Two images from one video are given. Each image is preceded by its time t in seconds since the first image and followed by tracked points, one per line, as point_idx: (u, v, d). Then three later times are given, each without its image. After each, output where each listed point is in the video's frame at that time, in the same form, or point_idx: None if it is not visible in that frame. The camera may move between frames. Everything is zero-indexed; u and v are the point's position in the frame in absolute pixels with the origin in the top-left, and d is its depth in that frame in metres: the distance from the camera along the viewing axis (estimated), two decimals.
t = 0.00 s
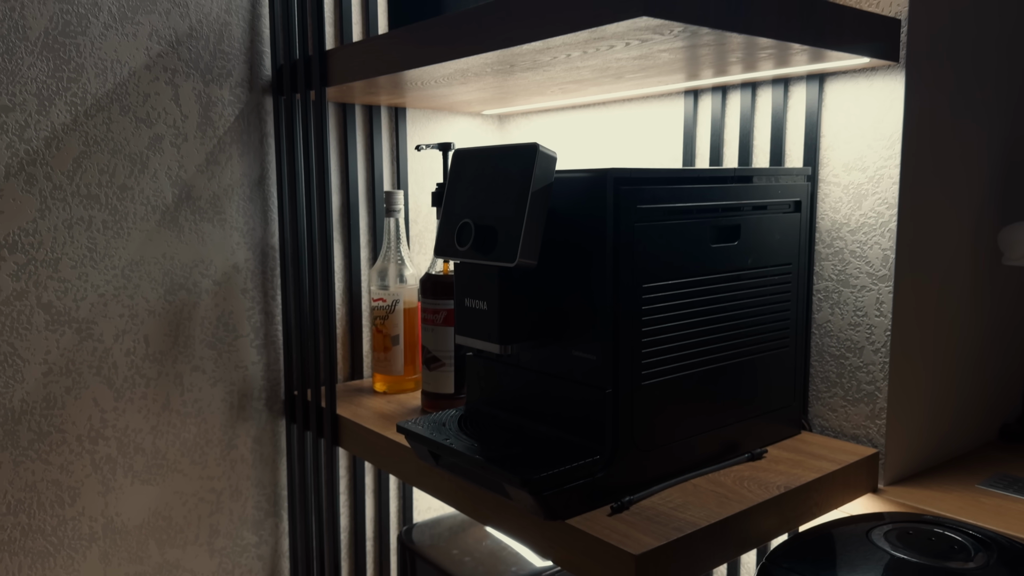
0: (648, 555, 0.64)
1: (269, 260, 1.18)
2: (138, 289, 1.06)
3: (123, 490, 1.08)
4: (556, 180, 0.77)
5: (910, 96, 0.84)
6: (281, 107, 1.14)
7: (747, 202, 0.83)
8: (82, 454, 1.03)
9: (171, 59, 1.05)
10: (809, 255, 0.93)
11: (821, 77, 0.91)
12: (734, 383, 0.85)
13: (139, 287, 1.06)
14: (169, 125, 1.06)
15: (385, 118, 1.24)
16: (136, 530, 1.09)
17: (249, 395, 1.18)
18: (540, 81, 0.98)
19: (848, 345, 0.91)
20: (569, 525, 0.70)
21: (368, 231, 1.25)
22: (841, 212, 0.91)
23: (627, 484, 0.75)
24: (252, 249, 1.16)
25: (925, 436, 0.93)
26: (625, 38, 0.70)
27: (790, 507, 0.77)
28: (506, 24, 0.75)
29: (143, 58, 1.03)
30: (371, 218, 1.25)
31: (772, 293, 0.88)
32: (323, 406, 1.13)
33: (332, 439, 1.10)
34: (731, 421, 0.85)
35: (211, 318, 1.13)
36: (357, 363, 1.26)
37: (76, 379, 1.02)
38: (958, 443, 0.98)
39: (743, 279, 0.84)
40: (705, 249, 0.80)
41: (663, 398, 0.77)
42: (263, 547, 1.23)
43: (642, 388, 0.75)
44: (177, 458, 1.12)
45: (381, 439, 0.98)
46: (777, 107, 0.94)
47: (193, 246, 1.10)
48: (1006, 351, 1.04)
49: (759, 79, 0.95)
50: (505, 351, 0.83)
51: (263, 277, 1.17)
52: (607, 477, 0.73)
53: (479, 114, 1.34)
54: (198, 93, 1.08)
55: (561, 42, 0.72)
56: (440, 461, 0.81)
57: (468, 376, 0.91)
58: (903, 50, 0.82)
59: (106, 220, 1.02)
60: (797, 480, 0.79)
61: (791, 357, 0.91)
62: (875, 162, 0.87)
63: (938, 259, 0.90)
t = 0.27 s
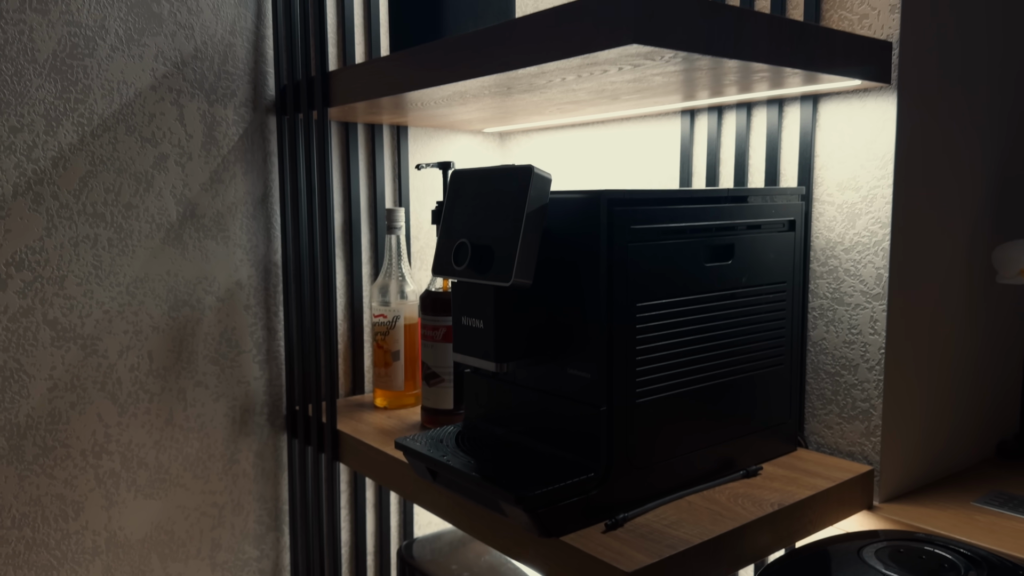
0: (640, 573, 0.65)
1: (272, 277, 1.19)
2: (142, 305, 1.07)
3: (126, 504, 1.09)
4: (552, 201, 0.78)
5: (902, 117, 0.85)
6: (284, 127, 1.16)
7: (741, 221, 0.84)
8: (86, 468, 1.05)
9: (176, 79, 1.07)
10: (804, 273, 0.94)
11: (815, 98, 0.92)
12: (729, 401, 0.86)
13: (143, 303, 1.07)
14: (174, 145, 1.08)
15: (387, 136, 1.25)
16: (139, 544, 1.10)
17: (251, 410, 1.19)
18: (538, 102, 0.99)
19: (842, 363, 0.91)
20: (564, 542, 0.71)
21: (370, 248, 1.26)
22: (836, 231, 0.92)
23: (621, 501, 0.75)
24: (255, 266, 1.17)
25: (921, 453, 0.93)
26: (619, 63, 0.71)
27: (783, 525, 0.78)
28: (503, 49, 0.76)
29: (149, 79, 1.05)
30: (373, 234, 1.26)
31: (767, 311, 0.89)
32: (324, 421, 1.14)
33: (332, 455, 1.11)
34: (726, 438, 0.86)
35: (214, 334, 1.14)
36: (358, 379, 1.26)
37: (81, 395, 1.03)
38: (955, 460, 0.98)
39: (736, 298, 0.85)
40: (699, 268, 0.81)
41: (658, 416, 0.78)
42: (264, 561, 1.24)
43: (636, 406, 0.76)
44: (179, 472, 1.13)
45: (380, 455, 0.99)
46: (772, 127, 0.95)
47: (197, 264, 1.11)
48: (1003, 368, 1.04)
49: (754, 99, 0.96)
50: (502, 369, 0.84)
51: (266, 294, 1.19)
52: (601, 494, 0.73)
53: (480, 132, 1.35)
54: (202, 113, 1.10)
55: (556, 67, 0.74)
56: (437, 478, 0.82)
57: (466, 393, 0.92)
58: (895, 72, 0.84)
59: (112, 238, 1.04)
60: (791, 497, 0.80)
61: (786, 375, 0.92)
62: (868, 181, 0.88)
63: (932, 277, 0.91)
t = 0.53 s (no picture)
0: None
1: (275, 294, 1.21)
2: (147, 323, 1.09)
3: (129, 520, 1.10)
4: (548, 222, 0.79)
5: (895, 137, 0.86)
6: (288, 146, 1.17)
7: (736, 241, 0.85)
8: (90, 484, 1.06)
9: (182, 101, 1.09)
10: (799, 292, 0.95)
11: (809, 119, 0.93)
12: (725, 419, 0.86)
13: (148, 321, 1.09)
14: (178, 165, 1.10)
15: (390, 155, 1.27)
16: (142, 559, 1.11)
17: (253, 426, 1.21)
18: (537, 123, 1.01)
19: (838, 380, 0.92)
20: (559, 559, 0.72)
21: (372, 265, 1.28)
22: (830, 250, 0.93)
23: (617, 519, 0.76)
24: (259, 283, 1.19)
25: (918, 471, 0.93)
26: (612, 88, 0.73)
27: (779, 542, 0.78)
28: (500, 73, 0.78)
29: (154, 100, 1.07)
30: (375, 251, 1.28)
31: (762, 329, 0.89)
32: (326, 437, 1.16)
33: (333, 471, 1.12)
34: (722, 456, 0.86)
35: (217, 350, 1.15)
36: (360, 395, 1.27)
37: (86, 411, 1.05)
38: (952, 477, 0.98)
39: (732, 316, 0.86)
40: (693, 287, 0.82)
41: (653, 434, 0.79)
42: None
43: (632, 425, 0.77)
44: (183, 487, 1.14)
45: (380, 471, 1.00)
46: (767, 147, 0.97)
47: (201, 282, 1.13)
48: (1001, 384, 1.04)
49: (749, 120, 0.98)
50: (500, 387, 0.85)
51: (269, 310, 1.20)
52: (597, 512, 0.74)
53: (481, 150, 1.37)
54: (207, 133, 1.12)
55: (551, 91, 0.75)
56: (435, 495, 0.83)
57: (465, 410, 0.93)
58: (887, 93, 0.85)
59: (117, 257, 1.05)
60: (786, 515, 0.80)
61: (783, 392, 0.92)
62: (862, 201, 0.89)
63: (927, 296, 0.92)
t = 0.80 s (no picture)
0: None
1: (277, 310, 1.22)
2: (150, 340, 1.10)
3: (132, 535, 1.11)
4: (543, 242, 0.81)
5: (887, 157, 0.87)
6: (290, 165, 1.19)
7: (730, 260, 0.86)
8: (94, 499, 1.07)
9: (185, 121, 1.11)
10: (795, 309, 0.95)
11: (803, 139, 0.94)
12: (721, 436, 0.87)
13: (151, 338, 1.10)
14: (182, 184, 1.11)
15: (391, 172, 1.28)
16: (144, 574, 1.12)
17: (255, 442, 1.22)
18: (536, 143, 1.02)
19: (834, 397, 0.93)
20: None
21: (373, 281, 1.29)
22: (825, 267, 0.93)
23: (612, 536, 0.77)
24: (261, 300, 1.20)
25: (914, 487, 0.94)
26: (606, 111, 0.74)
27: (773, 559, 0.79)
28: (497, 97, 0.79)
29: (159, 121, 1.09)
30: (376, 268, 1.29)
31: (757, 347, 0.90)
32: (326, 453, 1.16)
33: (333, 486, 1.13)
34: (718, 473, 0.87)
35: (219, 366, 1.17)
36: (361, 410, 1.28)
37: (90, 427, 1.06)
38: (949, 493, 0.99)
39: (726, 334, 0.87)
40: (687, 305, 0.83)
41: (648, 451, 0.80)
42: None
43: (626, 443, 0.78)
44: (185, 503, 1.15)
45: (379, 487, 1.01)
46: (762, 166, 0.98)
47: (204, 299, 1.14)
48: (999, 400, 1.04)
49: (743, 139, 0.99)
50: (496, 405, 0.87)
51: (271, 327, 1.22)
52: (592, 530, 0.75)
53: (482, 167, 1.38)
54: (210, 153, 1.14)
55: (546, 114, 0.76)
56: (433, 511, 0.84)
57: (463, 427, 0.94)
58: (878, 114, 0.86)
59: (121, 275, 1.07)
60: (781, 532, 0.81)
61: (778, 409, 0.93)
62: (856, 220, 0.90)
63: (921, 313, 0.92)
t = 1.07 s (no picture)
0: None
1: (278, 327, 1.23)
2: (152, 357, 1.11)
3: (132, 550, 1.11)
4: (537, 262, 0.82)
5: (879, 177, 0.87)
6: (291, 184, 1.21)
7: (724, 278, 0.87)
8: (95, 515, 1.08)
9: (188, 141, 1.13)
10: (789, 326, 0.96)
11: (796, 158, 0.96)
12: (715, 454, 0.87)
13: (153, 354, 1.11)
14: (184, 203, 1.13)
15: (391, 190, 1.30)
16: None
17: (255, 457, 1.23)
18: (533, 162, 1.03)
19: (829, 414, 0.93)
20: None
21: (374, 298, 1.30)
22: (819, 285, 0.94)
23: (606, 554, 0.77)
24: (262, 317, 1.21)
25: (910, 504, 0.94)
26: (599, 134, 0.75)
27: None
28: (493, 119, 0.81)
29: (162, 141, 1.10)
30: (376, 284, 1.30)
31: (751, 364, 0.91)
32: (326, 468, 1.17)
33: (332, 502, 1.13)
34: (713, 490, 0.87)
35: (220, 383, 1.18)
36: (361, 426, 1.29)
37: (92, 444, 1.07)
38: (946, 510, 0.99)
39: (721, 352, 0.88)
40: (681, 324, 0.84)
41: (642, 469, 0.80)
42: None
43: (620, 461, 0.78)
44: (185, 518, 1.16)
45: (377, 504, 1.01)
46: (755, 185, 0.99)
47: (205, 316, 1.16)
48: (998, 417, 1.04)
49: (737, 158, 1.00)
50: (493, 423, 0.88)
51: (272, 343, 1.23)
52: (586, 547, 0.75)
53: (482, 184, 1.39)
54: (212, 172, 1.15)
55: (540, 137, 0.78)
56: (429, 528, 0.85)
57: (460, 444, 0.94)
58: (870, 134, 0.87)
59: (124, 293, 1.08)
60: (775, 550, 0.81)
61: (773, 426, 0.94)
62: (849, 239, 0.90)
63: (916, 331, 0.93)
